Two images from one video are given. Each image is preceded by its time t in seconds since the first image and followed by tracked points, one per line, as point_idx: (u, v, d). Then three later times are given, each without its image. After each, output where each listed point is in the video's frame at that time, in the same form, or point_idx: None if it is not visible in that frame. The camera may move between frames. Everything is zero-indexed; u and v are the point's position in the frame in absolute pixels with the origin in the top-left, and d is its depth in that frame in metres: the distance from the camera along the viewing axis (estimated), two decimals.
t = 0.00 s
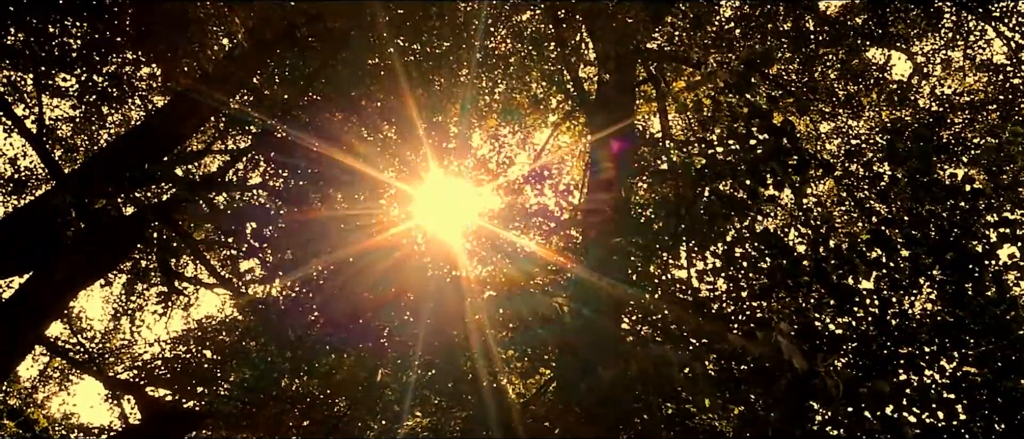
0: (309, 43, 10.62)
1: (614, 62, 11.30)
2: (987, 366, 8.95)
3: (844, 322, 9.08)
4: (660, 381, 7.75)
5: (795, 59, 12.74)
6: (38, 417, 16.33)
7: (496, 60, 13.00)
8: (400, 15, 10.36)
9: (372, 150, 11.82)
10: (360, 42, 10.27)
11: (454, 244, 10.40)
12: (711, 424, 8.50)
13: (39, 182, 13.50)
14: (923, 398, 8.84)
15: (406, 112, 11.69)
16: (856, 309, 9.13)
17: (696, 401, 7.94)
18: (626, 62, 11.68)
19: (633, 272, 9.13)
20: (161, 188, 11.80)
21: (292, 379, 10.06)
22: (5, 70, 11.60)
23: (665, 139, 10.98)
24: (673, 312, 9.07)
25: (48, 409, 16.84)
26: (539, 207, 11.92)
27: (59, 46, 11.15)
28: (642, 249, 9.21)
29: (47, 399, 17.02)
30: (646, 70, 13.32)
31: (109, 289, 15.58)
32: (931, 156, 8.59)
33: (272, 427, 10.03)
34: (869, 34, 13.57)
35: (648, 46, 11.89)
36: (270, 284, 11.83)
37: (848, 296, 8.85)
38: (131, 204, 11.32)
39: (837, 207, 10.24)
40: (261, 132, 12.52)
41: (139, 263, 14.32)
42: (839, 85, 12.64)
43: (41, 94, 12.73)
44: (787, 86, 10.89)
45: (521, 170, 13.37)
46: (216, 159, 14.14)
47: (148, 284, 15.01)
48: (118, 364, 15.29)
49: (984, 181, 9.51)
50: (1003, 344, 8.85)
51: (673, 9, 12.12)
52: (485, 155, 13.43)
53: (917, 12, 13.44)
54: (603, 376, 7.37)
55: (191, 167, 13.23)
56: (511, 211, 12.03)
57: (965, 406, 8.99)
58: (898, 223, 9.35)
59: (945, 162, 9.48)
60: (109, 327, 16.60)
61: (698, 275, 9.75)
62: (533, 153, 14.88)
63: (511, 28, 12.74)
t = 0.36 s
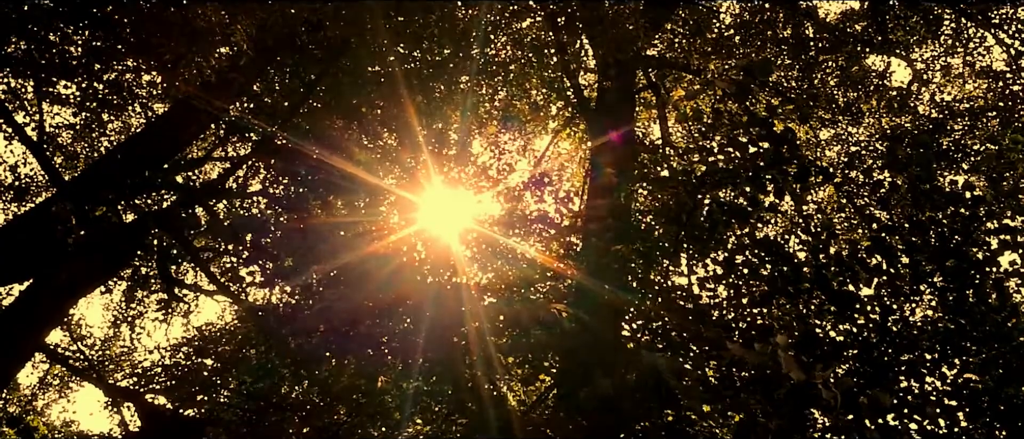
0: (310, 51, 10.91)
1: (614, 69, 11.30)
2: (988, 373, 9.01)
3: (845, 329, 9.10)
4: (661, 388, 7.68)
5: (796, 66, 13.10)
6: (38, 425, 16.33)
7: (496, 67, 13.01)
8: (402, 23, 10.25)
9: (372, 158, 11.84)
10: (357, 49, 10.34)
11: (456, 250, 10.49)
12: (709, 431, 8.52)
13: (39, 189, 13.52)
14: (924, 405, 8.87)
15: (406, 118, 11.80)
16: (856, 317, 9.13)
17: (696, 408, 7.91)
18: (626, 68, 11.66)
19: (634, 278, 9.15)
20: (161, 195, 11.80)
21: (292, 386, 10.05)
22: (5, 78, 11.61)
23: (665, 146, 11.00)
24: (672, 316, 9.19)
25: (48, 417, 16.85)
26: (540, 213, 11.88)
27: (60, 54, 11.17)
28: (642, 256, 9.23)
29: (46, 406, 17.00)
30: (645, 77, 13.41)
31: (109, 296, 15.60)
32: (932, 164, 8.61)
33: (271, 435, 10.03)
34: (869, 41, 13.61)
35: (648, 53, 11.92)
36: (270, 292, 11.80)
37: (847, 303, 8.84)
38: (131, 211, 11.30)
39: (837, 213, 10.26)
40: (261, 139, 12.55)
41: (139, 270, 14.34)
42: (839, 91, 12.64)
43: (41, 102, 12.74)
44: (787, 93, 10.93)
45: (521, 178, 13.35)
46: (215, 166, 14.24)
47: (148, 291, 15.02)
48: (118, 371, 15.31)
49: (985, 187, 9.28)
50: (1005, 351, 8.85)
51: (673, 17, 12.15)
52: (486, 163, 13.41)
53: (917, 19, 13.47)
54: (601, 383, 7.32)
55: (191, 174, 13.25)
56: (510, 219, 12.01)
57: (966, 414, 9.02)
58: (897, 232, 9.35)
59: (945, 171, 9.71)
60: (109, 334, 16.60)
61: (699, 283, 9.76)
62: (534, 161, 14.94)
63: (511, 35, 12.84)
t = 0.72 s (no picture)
0: (311, 57, 10.77)
1: (614, 74, 11.34)
2: (990, 379, 8.88)
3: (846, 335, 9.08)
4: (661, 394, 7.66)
5: (797, 71, 13.86)
6: (37, 432, 16.29)
7: (496, 72, 12.99)
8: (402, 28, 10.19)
9: (372, 164, 11.70)
10: (358, 54, 10.24)
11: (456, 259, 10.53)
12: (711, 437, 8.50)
13: (40, 196, 13.53)
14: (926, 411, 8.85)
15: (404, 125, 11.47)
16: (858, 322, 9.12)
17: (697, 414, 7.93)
18: (626, 74, 11.73)
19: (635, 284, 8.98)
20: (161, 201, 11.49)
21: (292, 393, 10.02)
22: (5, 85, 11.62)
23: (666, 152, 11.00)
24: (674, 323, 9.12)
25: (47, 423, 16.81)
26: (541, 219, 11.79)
27: (60, 60, 11.18)
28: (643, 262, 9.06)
29: (46, 413, 16.97)
30: (645, 80, 13.57)
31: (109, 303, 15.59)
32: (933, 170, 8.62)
33: None
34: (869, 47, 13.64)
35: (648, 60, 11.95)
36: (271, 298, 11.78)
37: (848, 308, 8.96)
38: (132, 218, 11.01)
39: (838, 219, 10.26)
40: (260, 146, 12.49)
41: (140, 276, 14.33)
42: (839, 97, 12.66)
43: (42, 108, 12.76)
44: (787, 99, 10.95)
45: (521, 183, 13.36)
46: (215, 172, 14.25)
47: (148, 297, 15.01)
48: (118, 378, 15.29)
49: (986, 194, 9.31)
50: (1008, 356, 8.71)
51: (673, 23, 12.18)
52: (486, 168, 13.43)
53: (916, 25, 13.52)
54: (602, 390, 7.29)
55: (191, 181, 13.26)
56: (510, 225, 11.99)
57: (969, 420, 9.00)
58: (898, 237, 9.35)
59: (947, 176, 9.67)
60: (109, 340, 16.58)
61: (702, 289, 9.71)
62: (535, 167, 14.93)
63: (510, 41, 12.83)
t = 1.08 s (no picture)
0: (312, 64, 10.36)
1: (615, 81, 11.34)
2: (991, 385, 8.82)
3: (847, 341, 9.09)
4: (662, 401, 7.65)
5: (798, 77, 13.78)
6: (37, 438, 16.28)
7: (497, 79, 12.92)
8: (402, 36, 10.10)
9: (372, 169, 11.94)
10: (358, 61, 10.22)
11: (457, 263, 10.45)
12: None
13: (41, 202, 13.54)
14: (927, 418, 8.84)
15: (406, 133, 11.45)
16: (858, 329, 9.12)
17: (696, 420, 8.01)
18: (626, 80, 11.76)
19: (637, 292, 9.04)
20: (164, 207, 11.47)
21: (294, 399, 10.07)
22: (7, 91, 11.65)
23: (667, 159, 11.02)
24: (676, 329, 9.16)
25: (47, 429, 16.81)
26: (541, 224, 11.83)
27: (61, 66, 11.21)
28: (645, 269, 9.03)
29: (46, 419, 16.97)
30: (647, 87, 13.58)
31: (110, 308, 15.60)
32: (934, 176, 8.62)
33: None
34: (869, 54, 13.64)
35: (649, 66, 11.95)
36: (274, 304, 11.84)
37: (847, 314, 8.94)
38: (134, 224, 10.92)
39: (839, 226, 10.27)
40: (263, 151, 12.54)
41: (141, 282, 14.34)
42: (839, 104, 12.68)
43: (43, 114, 12.78)
44: (787, 106, 10.96)
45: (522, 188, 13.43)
46: (216, 179, 14.28)
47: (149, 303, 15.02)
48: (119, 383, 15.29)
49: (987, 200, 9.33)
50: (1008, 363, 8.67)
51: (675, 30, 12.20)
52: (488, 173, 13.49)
53: (917, 32, 13.57)
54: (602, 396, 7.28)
55: (192, 187, 13.29)
56: (511, 230, 12.04)
57: (969, 426, 8.99)
58: (899, 244, 9.34)
59: (948, 183, 9.67)
60: (110, 346, 16.59)
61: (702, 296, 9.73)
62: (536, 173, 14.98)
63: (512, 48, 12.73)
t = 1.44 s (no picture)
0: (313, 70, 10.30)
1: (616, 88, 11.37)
2: (994, 395, 8.62)
3: (849, 349, 9.03)
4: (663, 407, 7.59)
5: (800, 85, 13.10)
6: None
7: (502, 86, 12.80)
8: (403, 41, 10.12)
9: (373, 176, 11.91)
10: (359, 67, 10.22)
11: (458, 268, 10.54)
12: None
13: (42, 206, 13.54)
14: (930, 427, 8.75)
15: (406, 138, 11.71)
16: (860, 338, 9.06)
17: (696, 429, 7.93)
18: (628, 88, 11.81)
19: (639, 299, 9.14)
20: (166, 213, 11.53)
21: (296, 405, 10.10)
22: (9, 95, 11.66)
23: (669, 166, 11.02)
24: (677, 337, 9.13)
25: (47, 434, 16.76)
26: (542, 231, 11.85)
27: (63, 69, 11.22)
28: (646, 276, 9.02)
29: (46, 425, 16.92)
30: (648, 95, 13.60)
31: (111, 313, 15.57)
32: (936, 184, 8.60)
33: None
34: (871, 63, 13.66)
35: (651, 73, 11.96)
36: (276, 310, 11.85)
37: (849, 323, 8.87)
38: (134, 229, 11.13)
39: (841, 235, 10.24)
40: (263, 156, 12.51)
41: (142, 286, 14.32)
42: (841, 113, 12.68)
43: (46, 118, 12.79)
44: (789, 114, 10.96)
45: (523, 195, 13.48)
46: (219, 184, 14.28)
47: (150, 308, 14.99)
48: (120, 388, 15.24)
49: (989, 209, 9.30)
50: (1009, 372, 8.51)
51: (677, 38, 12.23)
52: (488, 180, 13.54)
53: (919, 42, 13.62)
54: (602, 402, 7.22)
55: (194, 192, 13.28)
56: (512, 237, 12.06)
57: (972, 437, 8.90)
58: (901, 253, 9.31)
59: (949, 191, 9.64)
60: (110, 351, 16.55)
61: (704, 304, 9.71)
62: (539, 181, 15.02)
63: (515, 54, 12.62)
